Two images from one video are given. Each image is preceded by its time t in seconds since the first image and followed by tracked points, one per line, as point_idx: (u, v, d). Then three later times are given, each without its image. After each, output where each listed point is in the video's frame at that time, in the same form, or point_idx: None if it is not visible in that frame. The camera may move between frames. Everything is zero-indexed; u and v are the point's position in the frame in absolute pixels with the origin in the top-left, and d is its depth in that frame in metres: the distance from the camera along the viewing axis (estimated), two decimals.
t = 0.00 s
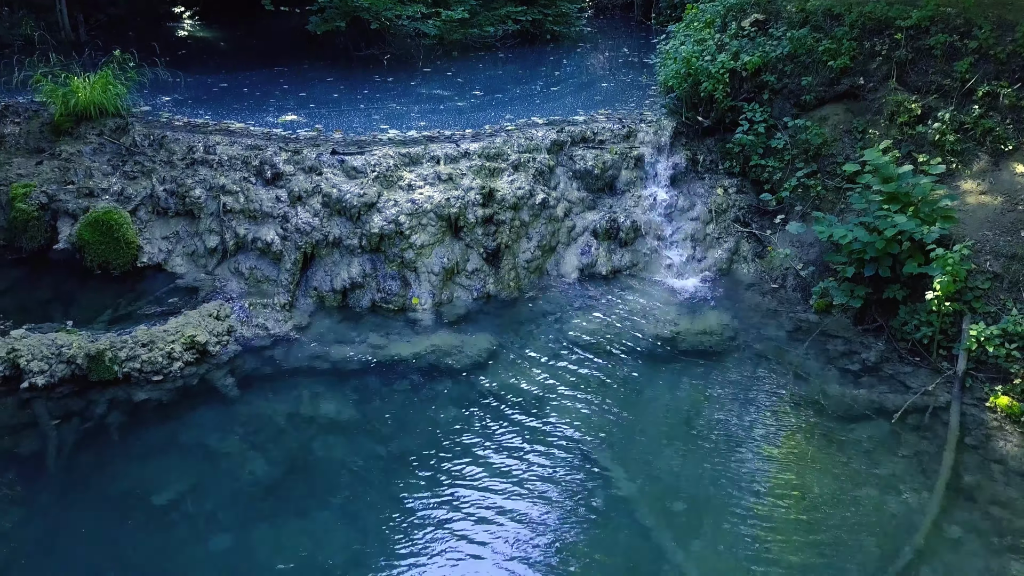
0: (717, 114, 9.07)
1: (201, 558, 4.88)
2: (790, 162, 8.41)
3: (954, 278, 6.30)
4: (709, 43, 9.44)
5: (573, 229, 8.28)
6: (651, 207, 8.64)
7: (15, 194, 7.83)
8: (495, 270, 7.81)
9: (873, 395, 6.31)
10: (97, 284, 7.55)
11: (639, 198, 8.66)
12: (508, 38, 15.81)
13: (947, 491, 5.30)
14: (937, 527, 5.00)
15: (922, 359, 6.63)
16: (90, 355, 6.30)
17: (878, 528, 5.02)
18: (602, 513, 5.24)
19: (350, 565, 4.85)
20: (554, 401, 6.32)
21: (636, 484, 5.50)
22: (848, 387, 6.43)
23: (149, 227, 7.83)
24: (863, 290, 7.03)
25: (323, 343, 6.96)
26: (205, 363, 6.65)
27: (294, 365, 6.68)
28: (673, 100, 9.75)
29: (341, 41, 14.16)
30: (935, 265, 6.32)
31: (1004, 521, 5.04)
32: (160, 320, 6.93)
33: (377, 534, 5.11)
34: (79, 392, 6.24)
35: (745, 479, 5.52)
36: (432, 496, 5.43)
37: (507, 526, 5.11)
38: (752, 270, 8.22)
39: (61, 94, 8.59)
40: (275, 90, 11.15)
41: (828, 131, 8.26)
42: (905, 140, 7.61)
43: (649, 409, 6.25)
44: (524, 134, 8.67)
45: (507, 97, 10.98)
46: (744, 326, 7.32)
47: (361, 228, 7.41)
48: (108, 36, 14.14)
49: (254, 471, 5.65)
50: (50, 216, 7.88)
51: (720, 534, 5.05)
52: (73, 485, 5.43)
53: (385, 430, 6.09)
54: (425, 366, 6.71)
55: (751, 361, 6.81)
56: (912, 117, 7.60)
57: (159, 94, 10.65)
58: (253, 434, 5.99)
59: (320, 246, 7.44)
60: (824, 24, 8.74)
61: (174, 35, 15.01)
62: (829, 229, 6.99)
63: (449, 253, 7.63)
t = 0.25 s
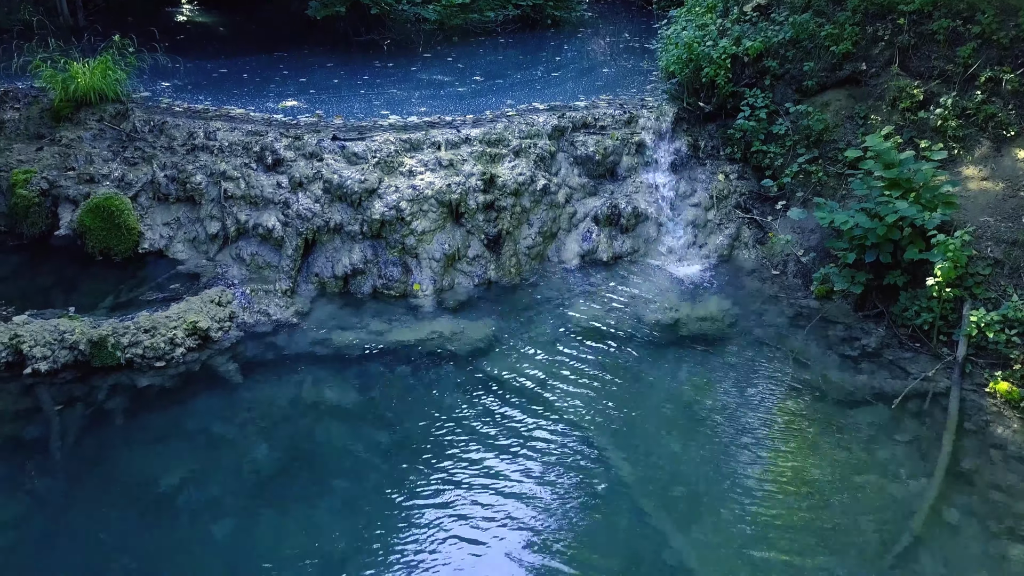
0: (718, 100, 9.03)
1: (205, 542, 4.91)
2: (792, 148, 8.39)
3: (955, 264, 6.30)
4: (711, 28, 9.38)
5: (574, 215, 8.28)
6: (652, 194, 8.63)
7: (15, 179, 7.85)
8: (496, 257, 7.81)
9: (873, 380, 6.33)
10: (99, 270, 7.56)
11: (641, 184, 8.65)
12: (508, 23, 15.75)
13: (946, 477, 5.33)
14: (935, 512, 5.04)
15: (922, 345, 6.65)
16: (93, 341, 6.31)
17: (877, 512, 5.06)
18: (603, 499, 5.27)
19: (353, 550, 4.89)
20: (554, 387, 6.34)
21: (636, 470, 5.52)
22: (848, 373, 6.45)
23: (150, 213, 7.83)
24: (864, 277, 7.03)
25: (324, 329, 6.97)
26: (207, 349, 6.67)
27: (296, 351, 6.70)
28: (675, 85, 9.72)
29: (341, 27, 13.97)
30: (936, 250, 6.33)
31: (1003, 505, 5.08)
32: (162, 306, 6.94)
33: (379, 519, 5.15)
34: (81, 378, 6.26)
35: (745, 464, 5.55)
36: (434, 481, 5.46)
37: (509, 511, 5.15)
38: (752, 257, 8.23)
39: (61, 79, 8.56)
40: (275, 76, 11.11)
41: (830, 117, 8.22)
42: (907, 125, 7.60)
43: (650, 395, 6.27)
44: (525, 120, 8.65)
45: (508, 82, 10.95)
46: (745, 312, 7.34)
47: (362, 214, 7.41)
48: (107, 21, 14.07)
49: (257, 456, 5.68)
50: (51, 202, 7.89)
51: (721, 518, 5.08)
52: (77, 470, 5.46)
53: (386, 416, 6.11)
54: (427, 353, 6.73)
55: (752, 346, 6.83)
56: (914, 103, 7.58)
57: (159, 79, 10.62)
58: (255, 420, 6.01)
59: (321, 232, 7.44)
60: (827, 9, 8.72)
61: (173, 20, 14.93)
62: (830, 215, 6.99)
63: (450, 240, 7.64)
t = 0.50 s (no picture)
0: (721, 85, 9.01)
1: (209, 526, 4.94)
2: (793, 134, 8.38)
3: (957, 250, 6.32)
4: (713, 13, 9.32)
5: (575, 201, 8.28)
6: (653, 180, 8.60)
7: (15, 165, 7.84)
8: (498, 243, 7.82)
9: (874, 366, 6.35)
10: (100, 256, 7.56)
11: (642, 170, 8.63)
12: (509, 8, 15.68)
13: (945, 462, 5.35)
14: (934, 497, 5.06)
15: (922, 331, 6.65)
16: (95, 327, 6.33)
17: (877, 497, 5.09)
18: (603, 484, 5.29)
19: (355, 534, 4.92)
20: (555, 373, 6.35)
21: (637, 455, 5.54)
22: (848, 358, 6.47)
23: (151, 199, 7.83)
24: (865, 263, 7.04)
25: (326, 315, 6.98)
26: (209, 335, 6.69)
27: (297, 337, 6.71)
28: (676, 70, 9.65)
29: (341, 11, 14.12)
30: (937, 237, 6.32)
31: (1002, 490, 5.10)
32: (164, 292, 6.95)
33: (381, 504, 5.17)
34: (84, 364, 6.28)
35: (745, 449, 5.57)
36: (436, 466, 5.49)
37: (510, 495, 5.18)
38: (754, 243, 8.24)
39: (60, 65, 8.54)
40: (275, 61, 11.08)
41: (833, 102, 8.20)
42: (909, 111, 7.58)
43: (650, 381, 6.28)
44: (526, 105, 8.62)
45: (509, 68, 10.90)
46: (746, 298, 7.34)
47: (363, 199, 7.40)
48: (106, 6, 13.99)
49: (260, 441, 5.70)
50: (52, 187, 7.88)
51: (720, 503, 5.11)
52: (81, 455, 5.49)
53: (388, 401, 6.13)
54: (428, 339, 6.74)
55: (753, 332, 6.84)
56: (917, 88, 7.56)
57: (158, 65, 10.58)
58: (258, 405, 6.04)
59: (322, 218, 7.44)
60: None
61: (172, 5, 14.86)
62: (832, 201, 6.96)
63: (451, 226, 7.63)
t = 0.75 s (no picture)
0: (722, 71, 8.98)
1: (212, 511, 4.98)
2: (795, 120, 8.38)
3: (959, 237, 6.30)
4: None
5: (576, 187, 8.27)
6: (655, 166, 8.59)
7: (16, 152, 7.82)
8: (499, 229, 7.82)
9: (874, 352, 6.37)
10: (102, 243, 7.56)
11: (643, 156, 8.61)
12: None
13: (945, 447, 5.37)
14: (934, 482, 5.09)
15: (923, 317, 6.66)
16: (97, 313, 6.34)
17: (876, 481, 5.11)
18: (604, 469, 5.31)
19: (357, 519, 4.95)
20: (556, 359, 6.36)
21: (637, 441, 5.56)
22: (849, 344, 6.48)
23: (152, 185, 7.82)
24: (867, 249, 7.04)
25: (327, 301, 6.99)
26: (211, 321, 6.71)
27: (299, 323, 6.72)
28: (677, 56, 9.59)
29: None
30: (939, 223, 6.31)
31: (1001, 475, 5.12)
32: (166, 279, 6.96)
33: (383, 489, 5.20)
34: (87, 350, 6.30)
35: (745, 434, 5.60)
36: (438, 451, 5.52)
37: (511, 479, 5.21)
38: (755, 230, 8.24)
39: (59, 50, 8.51)
40: (275, 46, 11.03)
41: (834, 88, 8.19)
42: (911, 97, 7.56)
43: (651, 368, 6.30)
44: (527, 91, 8.59)
45: (509, 53, 10.86)
46: (747, 284, 7.35)
47: (364, 186, 7.39)
48: None
49: (262, 427, 5.73)
50: (52, 173, 7.87)
51: (720, 487, 5.14)
52: (84, 440, 5.51)
53: (390, 387, 6.15)
54: (430, 325, 6.76)
55: (754, 318, 6.85)
56: (919, 74, 7.53)
57: (158, 50, 10.54)
58: (260, 391, 6.06)
59: (323, 204, 7.43)
60: None
61: None
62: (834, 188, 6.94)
63: (452, 213, 7.63)
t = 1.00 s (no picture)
0: (724, 58, 8.94)
1: (214, 498, 5.00)
2: (796, 108, 8.36)
3: (960, 225, 6.29)
4: None
5: (577, 175, 8.26)
6: (656, 153, 8.58)
7: (15, 139, 7.78)
8: (499, 217, 7.81)
9: (874, 340, 6.37)
10: (102, 230, 7.56)
11: (644, 143, 8.58)
12: None
13: (944, 435, 5.39)
14: (933, 469, 5.11)
15: (923, 305, 6.67)
16: (99, 301, 6.34)
17: (875, 469, 5.14)
18: (604, 457, 5.33)
19: (358, 506, 4.97)
20: (556, 348, 6.37)
21: (637, 429, 5.58)
22: (849, 332, 6.49)
23: (152, 172, 7.80)
24: (868, 237, 7.04)
25: (328, 289, 6.99)
26: (212, 309, 6.71)
27: (300, 311, 6.73)
28: (679, 44, 9.60)
29: None
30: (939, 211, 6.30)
31: (1000, 463, 5.14)
32: (167, 267, 6.96)
33: (384, 476, 5.23)
34: (88, 338, 6.31)
35: (745, 421, 5.62)
36: (439, 437, 5.54)
37: (512, 466, 5.24)
38: (755, 218, 8.24)
39: (58, 37, 8.48)
40: (274, 33, 10.97)
41: (836, 75, 8.15)
42: (913, 84, 7.53)
43: (651, 356, 6.30)
44: (528, 78, 8.55)
45: (510, 39, 10.80)
46: (747, 272, 7.34)
47: (365, 173, 7.38)
48: None
49: (263, 415, 5.74)
50: (52, 161, 7.85)
51: (720, 473, 5.17)
52: (86, 427, 5.53)
53: (391, 375, 6.17)
54: (431, 313, 6.76)
55: (755, 306, 6.85)
56: (922, 61, 7.48)
57: (157, 37, 10.48)
58: (261, 379, 6.07)
59: (324, 192, 7.42)
60: None
61: None
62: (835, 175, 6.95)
63: (453, 200, 7.62)
